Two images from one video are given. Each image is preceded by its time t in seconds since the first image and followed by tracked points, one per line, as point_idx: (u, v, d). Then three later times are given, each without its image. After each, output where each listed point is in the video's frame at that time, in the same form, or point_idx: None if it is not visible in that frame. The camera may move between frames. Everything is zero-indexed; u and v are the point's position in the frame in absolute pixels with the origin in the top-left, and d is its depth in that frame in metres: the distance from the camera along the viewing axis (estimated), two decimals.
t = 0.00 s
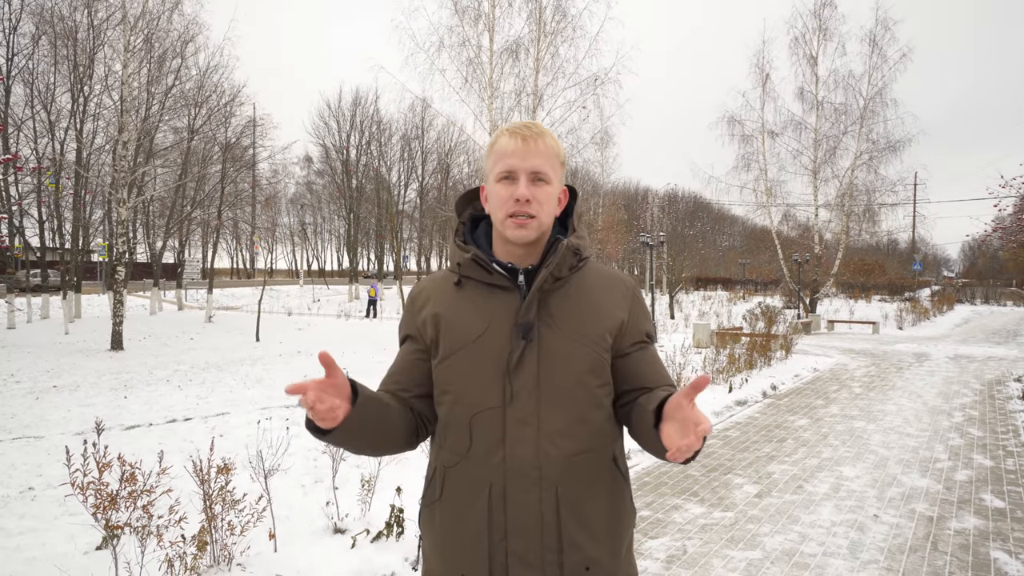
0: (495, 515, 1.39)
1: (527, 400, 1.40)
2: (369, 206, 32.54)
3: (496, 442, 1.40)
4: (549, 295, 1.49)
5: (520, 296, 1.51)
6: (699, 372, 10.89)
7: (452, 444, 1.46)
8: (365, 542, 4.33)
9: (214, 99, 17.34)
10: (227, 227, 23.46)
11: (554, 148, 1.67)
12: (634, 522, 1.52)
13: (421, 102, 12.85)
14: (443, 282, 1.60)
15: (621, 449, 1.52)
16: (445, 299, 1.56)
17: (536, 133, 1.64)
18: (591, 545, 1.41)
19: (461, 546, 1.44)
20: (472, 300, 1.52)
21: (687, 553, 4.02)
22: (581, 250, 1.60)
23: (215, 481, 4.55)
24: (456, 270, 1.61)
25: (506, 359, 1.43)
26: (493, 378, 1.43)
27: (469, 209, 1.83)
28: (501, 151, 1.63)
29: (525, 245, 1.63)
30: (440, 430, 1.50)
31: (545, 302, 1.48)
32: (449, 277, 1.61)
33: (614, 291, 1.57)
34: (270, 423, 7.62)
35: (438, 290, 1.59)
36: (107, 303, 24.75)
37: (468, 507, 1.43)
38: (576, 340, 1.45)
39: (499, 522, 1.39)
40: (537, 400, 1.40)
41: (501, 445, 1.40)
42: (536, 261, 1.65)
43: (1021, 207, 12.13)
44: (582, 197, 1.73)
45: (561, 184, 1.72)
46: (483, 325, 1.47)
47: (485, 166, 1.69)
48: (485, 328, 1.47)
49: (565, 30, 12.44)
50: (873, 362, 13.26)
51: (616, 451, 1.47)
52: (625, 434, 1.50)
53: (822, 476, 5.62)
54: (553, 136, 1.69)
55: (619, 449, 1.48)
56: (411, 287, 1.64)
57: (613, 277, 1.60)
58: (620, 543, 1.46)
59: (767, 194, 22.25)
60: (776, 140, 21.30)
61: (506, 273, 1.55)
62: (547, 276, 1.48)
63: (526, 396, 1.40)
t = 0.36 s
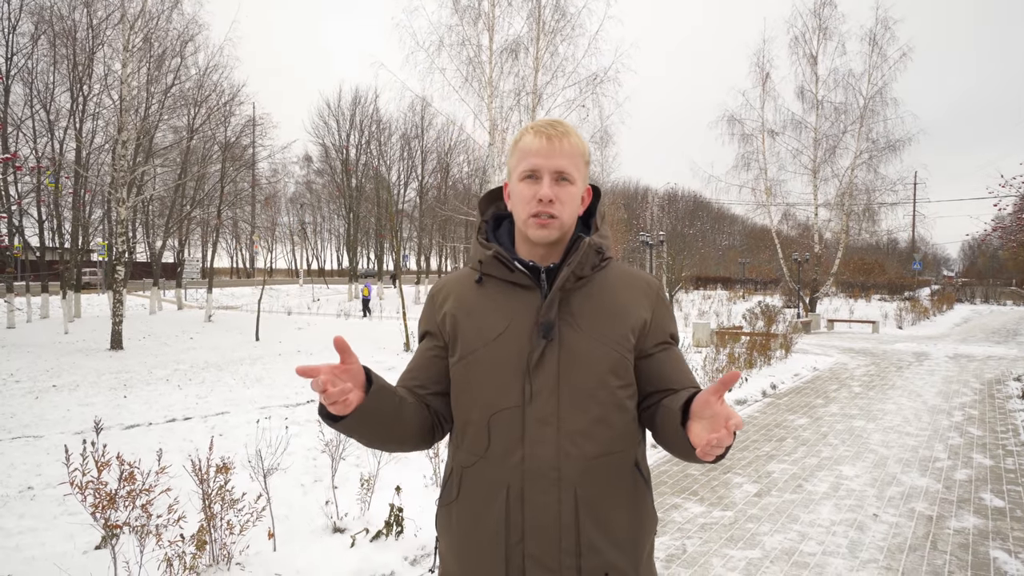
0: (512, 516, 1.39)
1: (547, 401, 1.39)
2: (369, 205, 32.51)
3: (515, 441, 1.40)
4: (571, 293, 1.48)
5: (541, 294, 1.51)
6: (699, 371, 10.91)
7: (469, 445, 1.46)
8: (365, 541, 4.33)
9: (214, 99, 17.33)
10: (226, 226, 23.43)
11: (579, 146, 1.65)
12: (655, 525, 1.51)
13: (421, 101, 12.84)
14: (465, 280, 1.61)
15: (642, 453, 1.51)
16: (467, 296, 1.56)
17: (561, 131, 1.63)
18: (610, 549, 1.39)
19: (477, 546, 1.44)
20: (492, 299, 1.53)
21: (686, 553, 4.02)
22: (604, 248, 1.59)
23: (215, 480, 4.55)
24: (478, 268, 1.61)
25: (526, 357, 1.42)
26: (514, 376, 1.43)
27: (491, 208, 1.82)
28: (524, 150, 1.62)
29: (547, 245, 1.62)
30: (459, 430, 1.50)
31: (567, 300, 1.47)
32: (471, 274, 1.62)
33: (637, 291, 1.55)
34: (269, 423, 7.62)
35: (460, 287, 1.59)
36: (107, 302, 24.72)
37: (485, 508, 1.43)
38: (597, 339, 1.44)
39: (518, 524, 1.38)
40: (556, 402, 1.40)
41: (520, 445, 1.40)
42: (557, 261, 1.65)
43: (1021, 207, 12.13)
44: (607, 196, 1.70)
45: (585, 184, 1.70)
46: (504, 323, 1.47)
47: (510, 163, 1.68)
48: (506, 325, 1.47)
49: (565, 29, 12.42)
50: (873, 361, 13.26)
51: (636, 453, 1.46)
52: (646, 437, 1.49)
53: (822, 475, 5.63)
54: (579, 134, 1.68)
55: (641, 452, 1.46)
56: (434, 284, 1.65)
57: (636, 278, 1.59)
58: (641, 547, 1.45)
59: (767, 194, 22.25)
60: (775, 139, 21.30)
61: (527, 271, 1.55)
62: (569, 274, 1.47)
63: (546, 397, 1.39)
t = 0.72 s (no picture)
0: (515, 517, 1.37)
1: (551, 400, 1.39)
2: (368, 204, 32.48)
3: (519, 441, 1.39)
4: (576, 291, 1.47)
5: (547, 293, 1.50)
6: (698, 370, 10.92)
7: (474, 443, 1.46)
8: (363, 539, 4.32)
9: (213, 97, 17.30)
10: (226, 224, 23.40)
11: (582, 140, 1.63)
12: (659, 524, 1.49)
13: (420, 99, 12.81)
14: (471, 278, 1.61)
15: (648, 455, 1.48)
16: (473, 294, 1.56)
17: (561, 127, 1.61)
18: (613, 549, 1.38)
19: (479, 544, 1.43)
20: (499, 298, 1.52)
21: (684, 551, 4.02)
22: (611, 247, 1.56)
23: (212, 478, 4.53)
24: (483, 266, 1.60)
25: (531, 356, 1.42)
26: (517, 375, 1.42)
27: (499, 206, 1.83)
28: (526, 147, 1.61)
29: (552, 244, 1.61)
30: (464, 427, 1.50)
31: (573, 298, 1.46)
32: (477, 273, 1.62)
33: (644, 289, 1.52)
34: (267, 421, 7.61)
35: (467, 285, 1.59)
36: (106, 301, 24.67)
37: (489, 506, 1.42)
38: (602, 338, 1.42)
39: (520, 524, 1.37)
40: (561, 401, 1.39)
41: (524, 445, 1.39)
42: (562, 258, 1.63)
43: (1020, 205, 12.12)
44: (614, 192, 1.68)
45: (590, 180, 1.68)
46: (510, 322, 1.47)
47: (513, 160, 1.67)
48: (511, 324, 1.46)
49: (564, 27, 12.40)
50: (873, 360, 13.26)
51: (642, 453, 1.43)
52: (651, 436, 1.47)
53: (820, 473, 5.62)
54: (583, 129, 1.67)
55: (646, 451, 1.44)
56: (440, 282, 1.66)
57: (643, 275, 1.56)
58: (645, 546, 1.43)
59: (767, 192, 22.25)
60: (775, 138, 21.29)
61: (533, 270, 1.53)
62: (574, 273, 1.46)
63: (550, 397, 1.38)
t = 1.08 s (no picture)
0: (490, 498, 1.39)
1: (531, 388, 1.37)
2: (367, 199, 32.41)
3: (498, 425, 1.40)
4: (568, 280, 1.41)
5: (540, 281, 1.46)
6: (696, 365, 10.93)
7: (462, 423, 1.49)
8: (362, 534, 4.32)
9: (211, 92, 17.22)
10: (224, 219, 23.33)
11: (561, 129, 1.54)
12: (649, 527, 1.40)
13: (420, 93, 12.75)
14: (478, 263, 1.64)
15: (642, 454, 1.39)
16: (475, 282, 1.58)
17: (536, 118, 1.56)
18: (587, 543, 1.34)
19: (461, 521, 1.46)
20: (495, 286, 1.52)
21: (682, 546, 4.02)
22: (612, 236, 1.46)
23: (211, 474, 4.52)
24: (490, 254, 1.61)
25: (516, 342, 1.41)
26: (503, 360, 1.42)
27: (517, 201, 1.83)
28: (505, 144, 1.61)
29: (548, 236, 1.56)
30: (458, 409, 1.53)
31: (563, 288, 1.41)
32: (484, 260, 1.63)
33: (645, 283, 1.41)
34: (266, 416, 7.60)
35: (471, 273, 1.61)
36: (105, 296, 24.63)
37: (470, 486, 1.44)
38: (587, 331, 1.36)
39: (494, 506, 1.38)
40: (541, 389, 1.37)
41: (503, 429, 1.39)
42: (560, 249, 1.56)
43: (1020, 201, 12.10)
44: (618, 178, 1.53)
45: (577, 168, 1.57)
46: (501, 308, 1.47)
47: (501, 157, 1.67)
48: (502, 311, 1.47)
49: (564, 21, 12.33)
50: (871, 355, 13.28)
51: (628, 450, 1.35)
52: (641, 433, 1.38)
53: (819, 468, 5.62)
54: (561, 114, 1.56)
55: (633, 449, 1.35)
56: (453, 262, 1.71)
57: (648, 266, 1.44)
58: (623, 549, 1.36)
59: (767, 188, 22.23)
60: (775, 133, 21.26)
61: (530, 258, 1.50)
62: (563, 264, 1.39)
63: (530, 385, 1.37)
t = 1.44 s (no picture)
0: (475, 488, 1.39)
1: (515, 380, 1.36)
2: (366, 194, 32.36)
3: (484, 416, 1.40)
4: (556, 271, 1.40)
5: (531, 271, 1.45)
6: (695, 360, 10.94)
7: (452, 412, 1.49)
8: (360, 530, 4.32)
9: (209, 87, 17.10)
10: (223, 215, 23.28)
11: (546, 117, 1.52)
12: (633, 522, 1.38)
13: (419, 88, 12.69)
14: (476, 250, 1.64)
15: (627, 449, 1.37)
16: (470, 269, 1.58)
17: (520, 111, 1.55)
18: (569, 536, 1.32)
19: (449, 509, 1.46)
20: (487, 275, 1.53)
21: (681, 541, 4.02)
22: (603, 226, 1.43)
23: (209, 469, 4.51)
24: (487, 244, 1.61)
25: (504, 331, 1.41)
26: (491, 351, 1.42)
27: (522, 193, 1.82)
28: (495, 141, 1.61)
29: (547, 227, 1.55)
30: (448, 398, 1.54)
31: (551, 278, 1.40)
32: (481, 248, 1.63)
33: (633, 274, 1.38)
34: (265, 412, 7.59)
35: (468, 260, 1.62)
36: (103, 292, 24.58)
37: (456, 474, 1.45)
38: (575, 321, 1.35)
39: (479, 496, 1.38)
40: (526, 381, 1.36)
41: (488, 420, 1.39)
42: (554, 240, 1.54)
43: (1019, 196, 12.09)
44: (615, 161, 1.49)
45: (567, 155, 1.54)
46: (491, 298, 1.47)
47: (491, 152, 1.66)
48: (491, 300, 1.47)
49: (563, 17, 12.27)
50: (870, 351, 13.30)
51: (613, 446, 1.34)
52: (627, 428, 1.36)
53: (817, 463, 5.62)
54: (545, 104, 1.54)
55: (618, 444, 1.34)
56: (453, 247, 1.72)
57: (640, 257, 1.41)
58: (605, 543, 1.34)
59: (766, 183, 22.21)
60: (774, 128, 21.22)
61: (522, 250, 1.50)
62: (549, 254, 1.38)
63: (515, 376, 1.36)
